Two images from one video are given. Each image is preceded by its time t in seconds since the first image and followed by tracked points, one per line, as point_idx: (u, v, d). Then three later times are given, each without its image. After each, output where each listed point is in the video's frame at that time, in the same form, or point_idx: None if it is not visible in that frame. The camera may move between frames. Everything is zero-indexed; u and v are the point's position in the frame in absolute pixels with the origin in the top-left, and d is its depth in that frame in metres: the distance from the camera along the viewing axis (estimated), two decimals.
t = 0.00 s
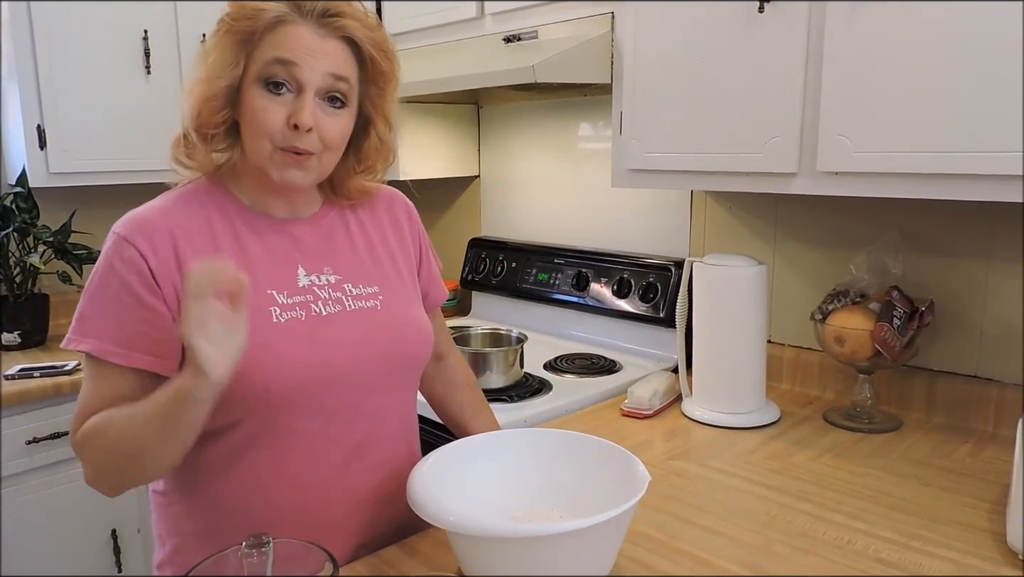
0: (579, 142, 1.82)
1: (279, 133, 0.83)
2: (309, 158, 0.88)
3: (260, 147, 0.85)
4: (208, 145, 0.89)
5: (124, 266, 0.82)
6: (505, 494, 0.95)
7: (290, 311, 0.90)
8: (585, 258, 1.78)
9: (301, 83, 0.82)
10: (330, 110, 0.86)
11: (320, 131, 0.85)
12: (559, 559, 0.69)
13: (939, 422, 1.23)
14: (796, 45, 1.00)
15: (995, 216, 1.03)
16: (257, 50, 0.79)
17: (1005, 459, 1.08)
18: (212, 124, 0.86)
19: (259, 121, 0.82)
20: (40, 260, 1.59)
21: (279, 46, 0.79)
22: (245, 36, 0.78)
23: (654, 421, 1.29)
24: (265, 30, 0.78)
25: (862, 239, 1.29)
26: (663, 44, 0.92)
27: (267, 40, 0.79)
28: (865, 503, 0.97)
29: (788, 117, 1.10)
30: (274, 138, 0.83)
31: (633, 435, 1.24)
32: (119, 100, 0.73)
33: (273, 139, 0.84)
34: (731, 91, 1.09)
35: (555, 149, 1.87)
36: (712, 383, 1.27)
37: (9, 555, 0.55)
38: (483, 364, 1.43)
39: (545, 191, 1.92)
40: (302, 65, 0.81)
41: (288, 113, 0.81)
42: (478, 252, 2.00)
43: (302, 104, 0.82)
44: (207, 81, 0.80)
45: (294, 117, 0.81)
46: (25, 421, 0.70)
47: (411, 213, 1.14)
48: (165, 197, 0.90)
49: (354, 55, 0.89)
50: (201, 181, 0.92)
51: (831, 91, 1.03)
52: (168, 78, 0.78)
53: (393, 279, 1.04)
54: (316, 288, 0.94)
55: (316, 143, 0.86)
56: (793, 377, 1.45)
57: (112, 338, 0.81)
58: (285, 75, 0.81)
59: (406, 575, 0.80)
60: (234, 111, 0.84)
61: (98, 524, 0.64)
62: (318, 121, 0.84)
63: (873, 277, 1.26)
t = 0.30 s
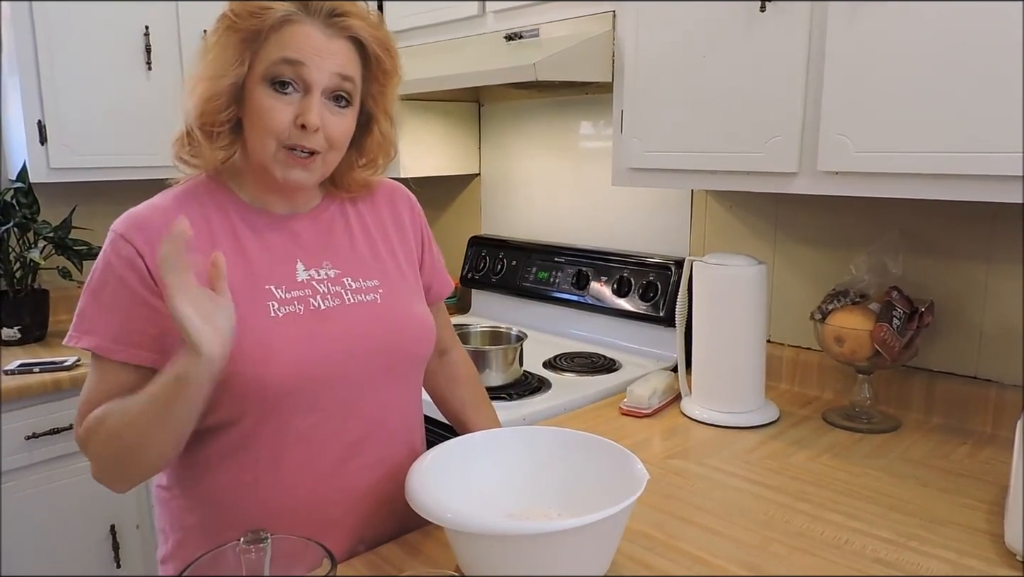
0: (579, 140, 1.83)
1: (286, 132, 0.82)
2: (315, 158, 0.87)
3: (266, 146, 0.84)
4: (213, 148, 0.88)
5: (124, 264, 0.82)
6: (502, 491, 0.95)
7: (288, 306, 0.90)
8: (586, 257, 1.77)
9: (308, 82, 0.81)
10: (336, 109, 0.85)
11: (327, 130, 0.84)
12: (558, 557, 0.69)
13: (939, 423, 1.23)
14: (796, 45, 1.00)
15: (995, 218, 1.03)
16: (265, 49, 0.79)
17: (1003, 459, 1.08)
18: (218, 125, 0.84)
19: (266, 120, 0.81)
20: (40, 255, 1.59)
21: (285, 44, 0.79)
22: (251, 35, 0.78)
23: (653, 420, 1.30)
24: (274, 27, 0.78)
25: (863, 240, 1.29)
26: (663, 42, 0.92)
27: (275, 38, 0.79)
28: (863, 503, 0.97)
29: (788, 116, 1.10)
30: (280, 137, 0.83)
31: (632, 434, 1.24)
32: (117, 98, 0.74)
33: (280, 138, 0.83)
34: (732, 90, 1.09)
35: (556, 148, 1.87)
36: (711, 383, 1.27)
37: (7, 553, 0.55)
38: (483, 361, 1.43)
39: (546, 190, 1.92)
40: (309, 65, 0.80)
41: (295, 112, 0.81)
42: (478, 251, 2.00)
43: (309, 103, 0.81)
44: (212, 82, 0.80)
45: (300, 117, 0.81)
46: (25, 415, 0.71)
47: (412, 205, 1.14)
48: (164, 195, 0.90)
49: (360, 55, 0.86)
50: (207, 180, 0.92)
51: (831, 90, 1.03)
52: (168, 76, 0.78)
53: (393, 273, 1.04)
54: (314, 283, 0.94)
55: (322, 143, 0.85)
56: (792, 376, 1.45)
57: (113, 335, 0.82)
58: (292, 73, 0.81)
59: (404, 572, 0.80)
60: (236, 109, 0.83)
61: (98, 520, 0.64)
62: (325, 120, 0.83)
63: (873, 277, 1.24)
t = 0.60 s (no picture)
0: (580, 140, 1.83)
1: (308, 142, 0.83)
2: (331, 167, 0.89)
3: (285, 153, 0.84)
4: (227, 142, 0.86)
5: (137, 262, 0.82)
6: (502, 490, 0.95)
7: (298, 300, 0.91)
8: (586, 256, 1.77)
9: (335, 96, 0.83)
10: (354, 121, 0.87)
11: (346, 143, 0.86)
12: (557, 558, 0.69)
13: (938, 426, 1.23)
14: (798, 45, 1.00)
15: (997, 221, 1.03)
16: (298, 58, 0.79)
17: (1002, 463, 1.08)
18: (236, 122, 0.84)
19: (289, 127, 0.82)
20: (41, 249, 1.59)
21: (319, 58, 0.79)
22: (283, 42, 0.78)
23: (653, 421, 1.29)
24: (310, 39, 0.78)
25: (864, 243, 1.29)
26: (666, 40, 0.91)
27: (308, 48, 0.79)
28: (861, 505, 0.97)
29: (790, 117, 1.09)
30: (300, 146, 0.83)
31: (631, 434, 1.24)
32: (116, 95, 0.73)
33: (299, 147, 0.84)
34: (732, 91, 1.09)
35: (558, 147, 1.87)
36: (710, 384, 1.27)
37: (4, 549, 0.55)
38: (483, 360, 1.43)
39: (547, 189, 1.93)
40: (340, 80, 0.82)
41: (321, 125, 0.82)
42: (479, 249, 1.98)
43: (334, 117, 0.83)
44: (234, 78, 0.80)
45: (325, 130, 0.82)
46: (25, 410, 0.71)
47: (411, 195, 1.14)
48: (168, 192, 0.89)
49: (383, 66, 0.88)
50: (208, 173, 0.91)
51: (833, 91, 1.03)
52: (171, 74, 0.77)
53: (398, 266, 1.05)
54: (322, 277, 0.94)
55: (340, 154, 0.87)
56: (791, 378, 1.43)
57: (134, 328, 0.82)
58: (320, 84, 0.81)
59: (401, 570, 0.80)
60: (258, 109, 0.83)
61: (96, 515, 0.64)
62: (345, 134, 0.85)
63: (875, 279, 1.25)
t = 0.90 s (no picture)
0: (582, 140, 1.81)
1: (337, 147, 0.84)
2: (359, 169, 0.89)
3: (313, 155, 0.85)
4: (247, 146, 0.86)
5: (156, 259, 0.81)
6: (501, 490, 0.95)
7: (314, 304, 0.92)
8: (586, 255, 1.77)
9: (362, 97, 0.84)
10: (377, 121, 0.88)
11: (369, 143, 0.87)
12: (556, 558, 0.68)
13: (937, 427, 1.22)
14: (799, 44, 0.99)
15: (996, 221, 1.02)
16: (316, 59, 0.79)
17: (1001, 464, 1.08)
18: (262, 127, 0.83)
19: (315, 133, 0.83)
20: (40, 248, 1.59)
21: (345, 65, 0.81)
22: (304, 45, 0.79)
23: (652, 421, 1.29)
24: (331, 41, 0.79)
25: (864, 243, 1.29)
26: (666, 38, 0.91)
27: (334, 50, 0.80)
28: (859, 506, 0.97)
29: (789, 116, 1.09)
30: (330, 151, 0.84)
31: (629, 434, 1.24)
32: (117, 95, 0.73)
33: (328, 150, 0.84)
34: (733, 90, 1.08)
35: (559, 146, 1.86)
36: (709, 384, 1.27)
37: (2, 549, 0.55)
38: (482, 360, 1.43)
39: (547, 188, 1.92)
40: (365, 87, 0.84)
41: (351, 131, 0.84)
42: (478, 248, 2.01)
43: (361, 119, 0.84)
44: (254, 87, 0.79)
45: (355, 135, 0.84)
46: (22, 408, 0.70)
47: (411, 197, 1.14)
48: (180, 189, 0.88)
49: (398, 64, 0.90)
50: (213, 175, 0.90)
51: (834, 91, 1.02)
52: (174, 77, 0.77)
53: (406, 267, 1.05)
54: (335, 280, 0.95)
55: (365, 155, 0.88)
56: (790, 378, 1.42)
57: (158, 332, 0.81)
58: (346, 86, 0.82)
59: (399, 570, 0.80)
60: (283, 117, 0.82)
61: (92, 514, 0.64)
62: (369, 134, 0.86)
63: (874, 280, 1.24)
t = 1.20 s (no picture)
0: (582, 139, 1.81)
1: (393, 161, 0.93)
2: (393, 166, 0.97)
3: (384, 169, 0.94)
4: (320, 157, 0.85)
5: (208, 250, 0.82)
6: (501, 488, 0.95)
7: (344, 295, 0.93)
8: (586, 255, 1.77)
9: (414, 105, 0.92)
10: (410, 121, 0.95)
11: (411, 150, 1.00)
12: (555, 557, 0.69)
13: (937, 428, 1.22)
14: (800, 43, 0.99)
15: (1000, 221, 1.03)
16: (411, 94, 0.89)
17: (1001, 466, 1.08)
18: (368, 161, 0.89)
19: (384, 155, 0.90)
20: (40, 244, 1.59)
21: (413, 90, 0.89)
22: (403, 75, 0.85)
23: (651, 421, 1.29)
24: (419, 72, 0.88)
25: (864, 244, 1.29)
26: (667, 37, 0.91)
27: (417, 76, 0.88)
28: (858, 507, 0.97)
29: (789, 117, 1.08)
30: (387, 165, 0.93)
31: (628, 434, 1.23)
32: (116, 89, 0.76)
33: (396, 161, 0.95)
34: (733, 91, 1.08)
35: (560, 146, 1.86)
36: (710, 385, 1.27)
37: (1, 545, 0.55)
38: (481, 360, 1.43)
39: (547, 187, 1.92)
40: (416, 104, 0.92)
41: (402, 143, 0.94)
42: (478, 247, 2.01)
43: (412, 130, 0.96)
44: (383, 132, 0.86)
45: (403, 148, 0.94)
46: (21, 403, 0.70)
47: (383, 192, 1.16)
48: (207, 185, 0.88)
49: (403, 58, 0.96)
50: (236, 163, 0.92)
51: (835, 92, 1.02)
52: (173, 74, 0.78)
53: (402, 266, 1.08)
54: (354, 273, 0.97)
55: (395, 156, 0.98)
56: (790, 379, 1.42)
57: (209, 322, 0.81)
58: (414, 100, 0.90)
59: (397, 570, 0.80)
60: (387, 147, 0.90)
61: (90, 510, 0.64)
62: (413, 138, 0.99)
63: (873, 281, 1.25)
